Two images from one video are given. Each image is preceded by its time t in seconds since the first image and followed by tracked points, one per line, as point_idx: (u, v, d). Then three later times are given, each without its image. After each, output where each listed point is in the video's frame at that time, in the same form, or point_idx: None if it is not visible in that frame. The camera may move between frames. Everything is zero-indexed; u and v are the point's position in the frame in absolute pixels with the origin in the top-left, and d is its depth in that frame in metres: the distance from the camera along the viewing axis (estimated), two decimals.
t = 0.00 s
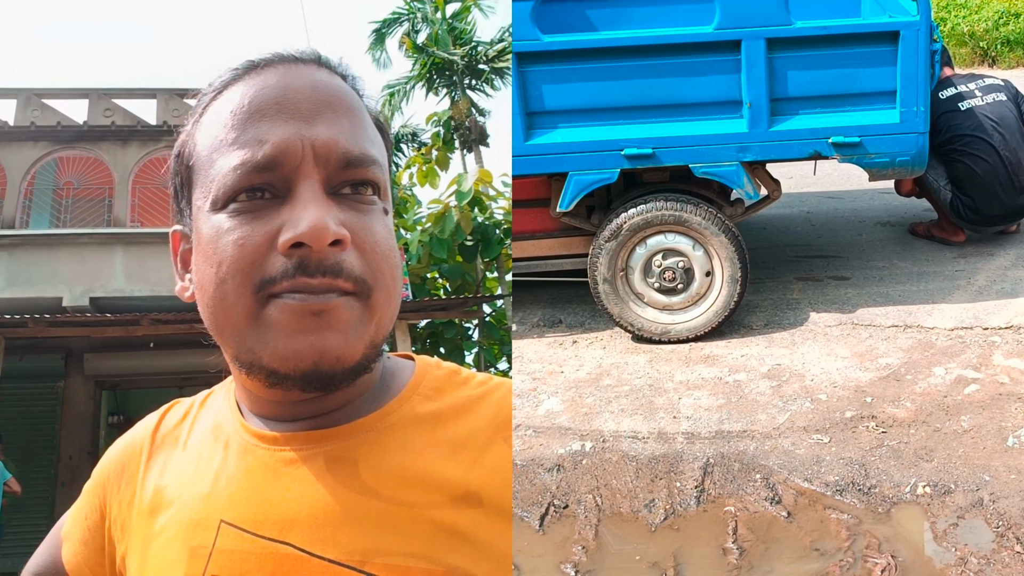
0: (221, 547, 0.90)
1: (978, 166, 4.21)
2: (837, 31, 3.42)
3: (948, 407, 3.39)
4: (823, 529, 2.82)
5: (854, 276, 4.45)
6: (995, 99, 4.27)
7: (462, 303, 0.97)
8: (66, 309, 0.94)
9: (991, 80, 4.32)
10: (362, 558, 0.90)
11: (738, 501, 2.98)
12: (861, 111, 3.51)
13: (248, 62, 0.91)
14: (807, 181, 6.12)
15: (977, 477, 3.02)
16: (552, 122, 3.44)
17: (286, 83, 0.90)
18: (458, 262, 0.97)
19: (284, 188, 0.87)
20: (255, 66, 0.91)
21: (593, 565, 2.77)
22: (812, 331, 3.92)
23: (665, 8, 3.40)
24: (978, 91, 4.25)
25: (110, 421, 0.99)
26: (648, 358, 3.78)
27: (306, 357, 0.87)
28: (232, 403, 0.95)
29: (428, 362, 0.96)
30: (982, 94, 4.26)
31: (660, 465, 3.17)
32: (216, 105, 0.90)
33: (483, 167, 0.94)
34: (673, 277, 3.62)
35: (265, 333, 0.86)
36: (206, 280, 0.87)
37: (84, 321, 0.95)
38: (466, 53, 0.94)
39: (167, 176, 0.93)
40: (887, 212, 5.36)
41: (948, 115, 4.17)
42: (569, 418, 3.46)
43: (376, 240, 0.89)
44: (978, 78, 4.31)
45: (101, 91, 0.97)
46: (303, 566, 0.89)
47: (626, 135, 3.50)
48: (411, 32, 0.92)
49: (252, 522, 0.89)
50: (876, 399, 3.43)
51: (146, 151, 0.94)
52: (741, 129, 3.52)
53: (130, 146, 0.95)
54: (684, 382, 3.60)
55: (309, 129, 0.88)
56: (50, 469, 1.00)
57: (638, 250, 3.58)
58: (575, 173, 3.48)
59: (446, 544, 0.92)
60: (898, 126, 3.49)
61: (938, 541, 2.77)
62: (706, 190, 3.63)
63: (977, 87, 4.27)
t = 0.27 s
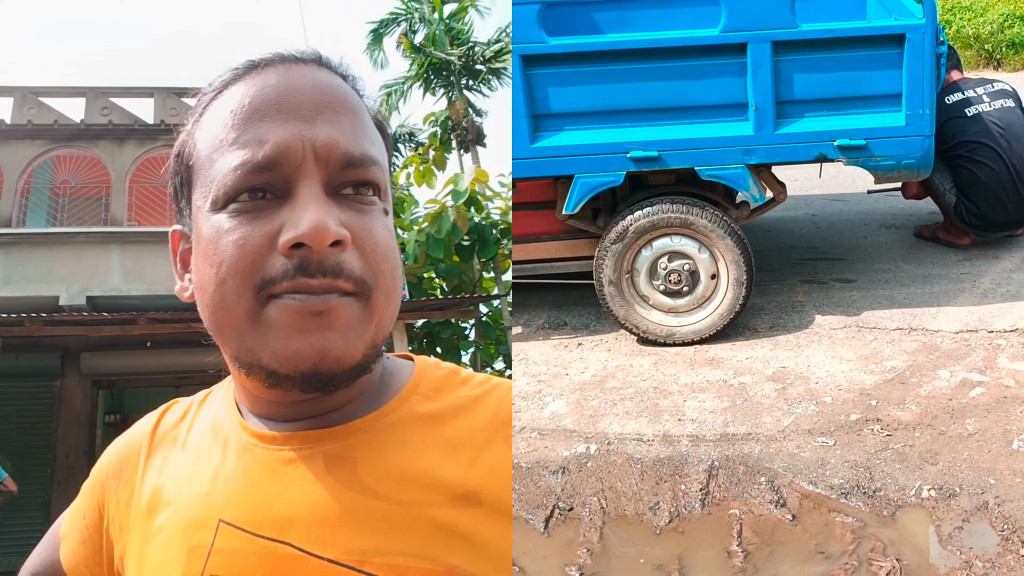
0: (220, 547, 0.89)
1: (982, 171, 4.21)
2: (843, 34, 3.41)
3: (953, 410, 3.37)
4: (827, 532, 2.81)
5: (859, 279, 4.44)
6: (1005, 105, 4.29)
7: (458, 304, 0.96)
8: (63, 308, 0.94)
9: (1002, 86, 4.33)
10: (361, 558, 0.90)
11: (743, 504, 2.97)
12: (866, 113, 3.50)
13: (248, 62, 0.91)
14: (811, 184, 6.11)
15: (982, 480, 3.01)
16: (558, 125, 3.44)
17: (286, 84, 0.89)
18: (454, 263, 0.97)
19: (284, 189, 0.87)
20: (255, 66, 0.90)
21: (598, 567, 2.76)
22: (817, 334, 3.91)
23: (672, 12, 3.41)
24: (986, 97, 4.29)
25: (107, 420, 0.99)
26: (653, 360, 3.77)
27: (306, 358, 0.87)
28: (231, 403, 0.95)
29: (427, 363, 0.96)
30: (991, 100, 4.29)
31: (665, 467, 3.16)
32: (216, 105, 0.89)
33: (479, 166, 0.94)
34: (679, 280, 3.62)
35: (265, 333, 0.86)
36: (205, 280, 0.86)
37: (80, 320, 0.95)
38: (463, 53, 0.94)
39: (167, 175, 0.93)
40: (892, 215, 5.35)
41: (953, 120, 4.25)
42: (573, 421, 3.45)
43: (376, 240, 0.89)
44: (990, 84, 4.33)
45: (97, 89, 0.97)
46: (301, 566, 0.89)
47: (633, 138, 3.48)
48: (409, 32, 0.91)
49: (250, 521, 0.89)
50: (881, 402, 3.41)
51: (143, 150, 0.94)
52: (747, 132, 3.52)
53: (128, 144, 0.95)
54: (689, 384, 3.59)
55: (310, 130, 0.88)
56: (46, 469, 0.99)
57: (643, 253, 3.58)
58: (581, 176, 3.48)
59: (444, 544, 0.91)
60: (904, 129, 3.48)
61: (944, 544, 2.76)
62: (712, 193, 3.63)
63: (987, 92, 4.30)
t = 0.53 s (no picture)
0: (220, 548, 0.89)
1: (991, 176, 4.20)
2: (843, 37, 3.41)
3: (956, 414, 3.36)
4: (830, 536, 2.80)
5: (862, 282, 4.44)
6: (1009, 107, 4.24)
7: (457, 302, 0.96)
8: (63, 307, 0.94)
9: (1004, 87, 4.27)
10: (361, 558, 0.89)
11: (746, 508, 2.96)
12: (867, 117, 3.50)
13: (249, 62, 0.91)
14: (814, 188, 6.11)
15: (985, 484, 2.99)
16: (560, 129, 3.47)
17: (287, 84, 0.89)
18: (454, 261, 0.97)
19: (284, 190, 0.86)
20: (256, 66, 0.90)
21: (600, 572, 2.76)
22: (819, 338, 3.90)
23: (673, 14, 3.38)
24: (990, 100, 4.23)
25: (106, 419, 0.99)
26: (655, 364, 3.77)
27: (306, 360, 0.87)
28: (231, 403, 0.95)
29: (427, 363, 0.96)
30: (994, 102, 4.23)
31: (668, 471, 3.15)
32: (216, 104, 0.89)
33: (478, 165, 0.94)
34: (681, 284, 3.62)
35: (265, 334, 0.86)
36: (206, 281, 0.86)
37: (80, 319, 0.95)
38: (462, 51, 0.94)
39: (167, 174, 0.92)
40: (895, 218, 5.35)
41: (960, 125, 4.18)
42: (576, 425, 3.45)
43: (376, 240, 0.88)
44: (991, 85, 4.26)
45: (96, 87, 0.97)
46: (301, 566, 0.89)
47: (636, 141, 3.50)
48: (408, 29, 0.91)
49: (250, 522, 0.89)
50: (883, 406, 3.41)
51: (143, 149, 0.94)
52: (750, 135, 3.51)
53: (127, 143, 0.95)
54: (691, 389, 3.59)
55: (310, 131, 0.88)
56: (46, 468, 0.99)
57: (646, 257, 3.57)
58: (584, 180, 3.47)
59: (445, 544, 0.91)
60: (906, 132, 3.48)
61: (946, 548, 2.75)
62: (715, 196, 3.61)
63: (990, 95, 4.23)
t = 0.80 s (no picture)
0: (221, 546, 0.89)
1: (981, 181, 4.20)
2: (841, 42, 3.42)
3: (953, 418, 3.37)
4: (827, 541, 2.80)
5: (859, 287, 4.45)
6: (1000, 112, 4.23)
7: (461, 300, 0.97)
8: (65, 305, 0.94)
9: (997, 91, 4.26)
10: (362, 557, 0.90)
11: (743, 512, 2.96)
12: (863, 122, 3.51)
13: (250, 61, 0.91)
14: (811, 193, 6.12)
15: (982, 488, 3.00)
16: (558, 134, 3.42)
17: (288, 84, 0.90)
18: (457, 259, 0.97)
19: (285, 189, 0.87)
20: (257, 66, 0.91)
21: None
22: (816, 342, 3.91)
23: (671, 19, 3.40)
24: (981, 105, 4.22)
25: (109, 417, 0.99)
26: (652, 369, 3.78)
27: (308, 359, 0.87)
28: (232, 402, 0.95)
29: (428, 362, 0.96)
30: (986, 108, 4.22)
31: (665, 476, 3.16)
32: (218, 104, 0.90)
33: (481, 162, 0.94)
34: (678, 288, 3.62)
35: (266, 333, 0.86)
36: (207, 280, 0.86)
37: (82, 317, 0.95)
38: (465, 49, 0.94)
39: (168, 172, 0.93)
40: (891, 223, 5.36)
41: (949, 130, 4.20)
42: (573, 430, 3.45)
43: (377, 240, 0.89)
44: (983, 90, 4.26)
45: (99, 85, 0.97)
46: (302, 566, 0.89)
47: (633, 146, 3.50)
48: (411, 27, 0.92)
49: (252, 521, 0.89)
50: (881, 410, 3.41)
51: (145, 147, 0.94)
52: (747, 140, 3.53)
53: (129, 141, 0.95)
54: (689, 393, 3.59)
55: (311, 130, 0.88)
56: (48, 464, 0.99)
57: (643, 261, 3.58)
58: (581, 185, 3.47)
59: (446, 543, 0.91)
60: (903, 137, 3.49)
61: (944, 552, 2.75)
62: (711, 201, 3.63)
63: (981, 100, 4.23)
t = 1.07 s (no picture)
0: (220, 547, 0.89)
1: (973, 183, 4.24)
2: (835, 44, 3.43)
3: (948, 419, 3.38)
4: (823, 543, 2.81)
5: (854, 288, 4.46)
6: (989, 111, 4.22)
7: (462, 299, 0.97)
8: (67, 304, 0.95)
9: (985, 90, 4.24)
10: (361, 557, 0.90)
11: (739, 515, 2.96)
12: (858, 124, 3.52)
13: (249, 61, 0.91)
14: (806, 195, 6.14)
15: (978, 489, 3.00)
16: (551, 136, 3.46)
17: (287, 83, 0.90)
18: (458, 257, 0.98)
19: (284, 188, 0.87)
20: (256, 64, 0.91)
21: None
22: (812, 344, 3.92)
23: (664, 22, 3.42)
24: (969, 106, 4.22)
25: (111, 416, 0.99)
26: (648, 371, 3.78)
27: (307, 359, 0.87)
28: (232, 402, 0.95)
29: (428, 362, 0.96)
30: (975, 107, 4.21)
31: (660, 479, 3.16)
32: (217, 103, 0.90)
33: (482, 160, 0.94)
34: (673, 291, 3.63)
35: (265, 333, 0.86)
36: (206, 280, 0.87)
37: (84, 316, 0.95)
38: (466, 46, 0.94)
39: (167, 171, 0.93)
40: (886, 225, 5.38)
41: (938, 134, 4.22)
42: (568, 432, 3.46)
43: (376, 239, 0.89)
44: (971, 90, 4.24)
45: (99, 84, 0.97)
46: (301, 566, 0.89)
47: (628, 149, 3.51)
48: (412, 24, 0.92)
49: (251, 521, 0.89)
50: (876, 412, 3.42)
51: (145, 146, 0.94)
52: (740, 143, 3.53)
53: (130, 140, 0.95)
54: (684, 396, 3.59)
55: (310, 130, 0.88)
56: (50, 465, 1.00)
57: (638, 263, 3.59)
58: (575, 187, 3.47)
59: (445, 544, 0.91)
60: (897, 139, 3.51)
61: (939, 554, 2.76)
62: (706, 204, 3.63)
63: (969, 100, 4.22)
